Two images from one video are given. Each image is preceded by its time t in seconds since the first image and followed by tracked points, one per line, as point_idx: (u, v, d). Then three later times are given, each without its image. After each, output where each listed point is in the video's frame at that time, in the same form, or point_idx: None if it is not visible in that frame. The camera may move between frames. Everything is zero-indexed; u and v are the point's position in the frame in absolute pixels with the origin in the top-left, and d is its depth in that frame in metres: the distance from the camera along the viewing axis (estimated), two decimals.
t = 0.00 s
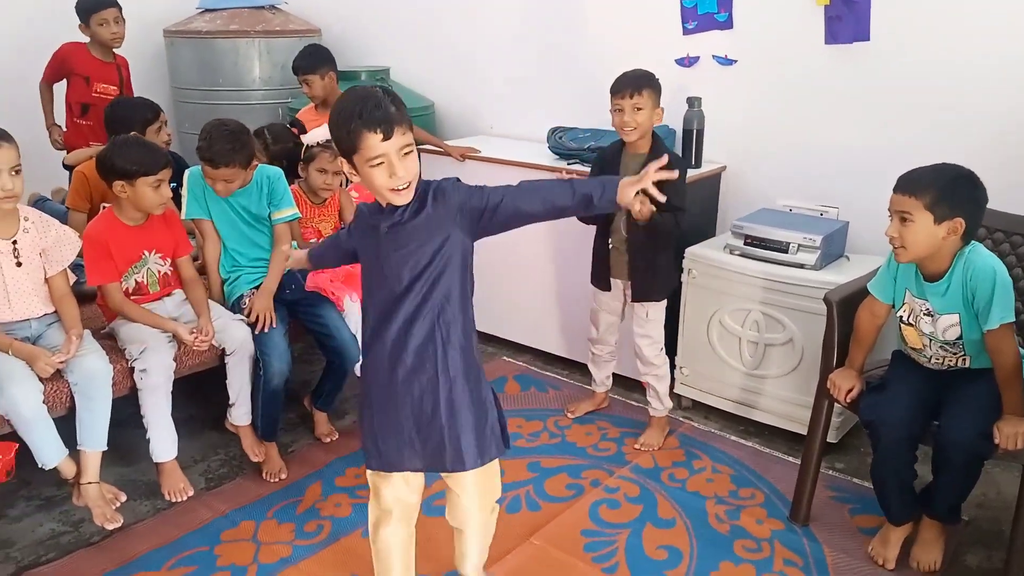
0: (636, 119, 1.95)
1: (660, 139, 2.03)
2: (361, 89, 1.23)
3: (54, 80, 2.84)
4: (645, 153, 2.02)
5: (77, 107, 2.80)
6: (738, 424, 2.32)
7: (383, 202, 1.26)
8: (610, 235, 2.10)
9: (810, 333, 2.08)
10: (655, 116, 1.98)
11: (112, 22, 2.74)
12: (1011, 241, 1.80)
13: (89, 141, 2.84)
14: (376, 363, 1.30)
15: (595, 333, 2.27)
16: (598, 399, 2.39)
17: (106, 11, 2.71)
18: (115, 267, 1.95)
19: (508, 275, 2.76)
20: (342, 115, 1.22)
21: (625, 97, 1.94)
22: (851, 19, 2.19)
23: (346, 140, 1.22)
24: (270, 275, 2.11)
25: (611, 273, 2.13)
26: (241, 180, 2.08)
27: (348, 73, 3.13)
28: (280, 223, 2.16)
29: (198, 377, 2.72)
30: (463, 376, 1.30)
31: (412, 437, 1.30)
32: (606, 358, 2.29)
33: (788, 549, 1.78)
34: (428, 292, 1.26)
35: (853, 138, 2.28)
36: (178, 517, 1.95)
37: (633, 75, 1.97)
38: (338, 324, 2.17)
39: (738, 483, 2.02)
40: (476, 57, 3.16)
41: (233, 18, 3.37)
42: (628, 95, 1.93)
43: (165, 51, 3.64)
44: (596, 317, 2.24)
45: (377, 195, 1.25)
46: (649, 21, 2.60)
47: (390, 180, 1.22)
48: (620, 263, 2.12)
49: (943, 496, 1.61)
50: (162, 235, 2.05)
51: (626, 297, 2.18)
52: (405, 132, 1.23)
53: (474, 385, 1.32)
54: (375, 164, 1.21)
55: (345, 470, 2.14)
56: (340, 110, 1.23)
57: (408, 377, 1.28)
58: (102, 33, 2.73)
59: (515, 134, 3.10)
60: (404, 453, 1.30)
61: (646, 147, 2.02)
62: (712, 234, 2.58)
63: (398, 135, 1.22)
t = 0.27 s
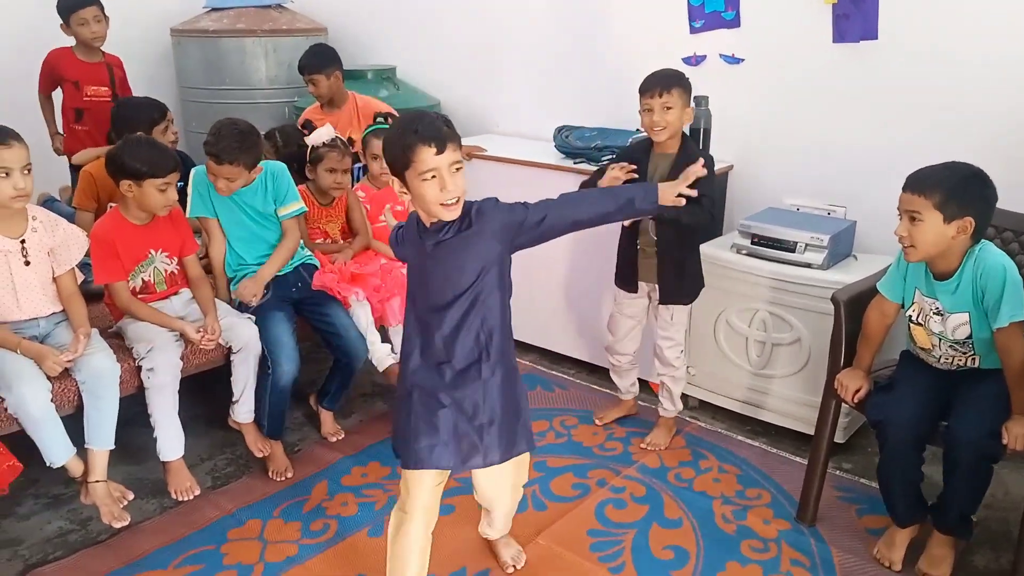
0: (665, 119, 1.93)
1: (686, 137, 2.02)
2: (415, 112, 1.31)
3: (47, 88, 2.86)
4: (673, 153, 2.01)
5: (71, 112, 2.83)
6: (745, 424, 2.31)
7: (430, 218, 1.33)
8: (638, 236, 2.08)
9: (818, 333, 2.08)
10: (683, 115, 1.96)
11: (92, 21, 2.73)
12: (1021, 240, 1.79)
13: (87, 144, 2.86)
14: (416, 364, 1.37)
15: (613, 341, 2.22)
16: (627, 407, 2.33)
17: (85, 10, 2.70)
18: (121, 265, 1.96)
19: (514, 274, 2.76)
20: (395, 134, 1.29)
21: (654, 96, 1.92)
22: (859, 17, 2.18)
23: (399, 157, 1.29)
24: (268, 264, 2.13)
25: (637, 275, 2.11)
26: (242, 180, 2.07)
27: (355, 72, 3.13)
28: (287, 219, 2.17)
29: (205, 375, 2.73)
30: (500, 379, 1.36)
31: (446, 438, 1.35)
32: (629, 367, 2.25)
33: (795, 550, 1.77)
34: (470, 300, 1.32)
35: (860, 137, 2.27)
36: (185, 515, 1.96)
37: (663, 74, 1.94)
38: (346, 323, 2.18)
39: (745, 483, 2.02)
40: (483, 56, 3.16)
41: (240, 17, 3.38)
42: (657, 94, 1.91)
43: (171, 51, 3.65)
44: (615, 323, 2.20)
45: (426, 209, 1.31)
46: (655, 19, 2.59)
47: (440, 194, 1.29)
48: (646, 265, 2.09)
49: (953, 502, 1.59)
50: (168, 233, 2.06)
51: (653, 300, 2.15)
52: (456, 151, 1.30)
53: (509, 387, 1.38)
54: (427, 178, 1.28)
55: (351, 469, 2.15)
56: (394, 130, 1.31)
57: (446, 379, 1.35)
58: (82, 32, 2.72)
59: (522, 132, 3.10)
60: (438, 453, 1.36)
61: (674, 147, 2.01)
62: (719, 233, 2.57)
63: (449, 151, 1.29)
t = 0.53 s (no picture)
0: (672, 123, 1.92)
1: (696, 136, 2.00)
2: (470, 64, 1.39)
3: (29, 90, 2.86)
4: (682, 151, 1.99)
5: (55, 116, 2.84)
6: (747, 423, 2.32)
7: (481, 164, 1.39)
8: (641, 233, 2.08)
9: (820, 332, 2.08)
10: (693, 116, 1.94)
11: (76, 21, 2.73)
12: None
13: (74, 148, 2.88)
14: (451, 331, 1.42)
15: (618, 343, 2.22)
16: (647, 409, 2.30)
17: (69, 10, 2.70)
18: (126, 263, 1.96)
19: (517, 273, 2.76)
20: (453, 81, 1.36)
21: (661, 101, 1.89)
22: (862, 17, 2.19)
23: (457, 103, 1.35)
24: (238, 246, 2.09)
25: (637, 271, 2.10)
26: (245, 179, 2.08)
27: (358, 71, 3.13)
28: (283, 218, 2.15)
29: (208, 374, 2.73)
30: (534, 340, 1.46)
31: (484, 395, 1.43)
32: (639, 368, 2.23)
33: (797, 549, 1.77)
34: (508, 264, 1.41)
35: (864, 137, 2.27)
36: (188, 513, 1.97)
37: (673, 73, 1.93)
38: (348, 321, 2.19)
39: (747, 482, 2.02)
40: (486, 55, 3.16)
41: (243, 16, 3.39)
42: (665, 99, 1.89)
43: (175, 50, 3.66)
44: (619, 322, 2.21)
45: (477, 156, 1.38)
46: (658, 19, 2.60)
47: (495, 142, 1.36)
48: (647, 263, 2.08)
49: (955, 501, 1.59)
50: (170, 230, 2.07)
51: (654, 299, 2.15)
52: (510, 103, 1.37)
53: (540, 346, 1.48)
54: (484, 123, 1.35)
55: (354, 467, 2.15)
56: (451, 77, 1.37)
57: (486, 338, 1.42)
58: (66, 32, 2.73)
59: (525, 132, 3.10)
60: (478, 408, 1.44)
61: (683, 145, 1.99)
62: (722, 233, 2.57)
63: (507, 101, 1.36)
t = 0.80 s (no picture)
0: (659, 117, 1.94)
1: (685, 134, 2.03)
2: (506, 86, 1.40)
3: (25, 87, 2.84)
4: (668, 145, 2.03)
5: (55, 113, 2.83)
6: (748, 421, 2.31)
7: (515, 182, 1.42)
8: (630, 225, 2.13)
9: (821, 331, 2.08)
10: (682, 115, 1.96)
11: (79, 18, 2.74)
12: None
13: (72, 146, 2.88)
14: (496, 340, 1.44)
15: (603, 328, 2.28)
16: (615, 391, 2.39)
17: (73, 7, 2.71)
18: (124, 258, 1.96)
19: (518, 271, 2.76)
20: (494, 102, 1.37)
21: (649, 94, 1.93)
22: (864, 15, 2.18)
23: (499, 124, 1.36)
24: (233, 240, 2.08)
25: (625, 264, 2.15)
26: (251, 182, 2.08)
27: (359, 69, 3.13)
28: (283, 218, 2.14)
29: (209, 372, 2.73)
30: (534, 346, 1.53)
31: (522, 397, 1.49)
32: (620, 352, 2.30)
33: (798, 547, 1.77)
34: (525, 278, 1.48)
35: (866, 135, 2.26)
36: (189, 511, 1.97)
37: (663, 71, 1.94)
38: (348, 320, 2.19)
39: (748, 480, 2.02)
40: (488, 53, 3.16)
41: (245, 14, 3.38)
42: (653, 92, 1.92)
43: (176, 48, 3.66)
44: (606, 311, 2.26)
45: (513, 174, 1.40)
46: (659, 16, 2.59)
47: (533, 162, 1.39)
48: (635, 256, 2.13)
49: (955, 498, 1.59)
50: (167, 224, 2.07)
51: (638, 292, 2.18)
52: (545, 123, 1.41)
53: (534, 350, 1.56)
54: (523, 144, 1.37)
55: (355, 465, 2.15)
56: (490, 97, 1.38)
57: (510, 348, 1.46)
58: (68, 28, 2.73)
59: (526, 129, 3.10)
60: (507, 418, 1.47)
61: (669, 141, 2.02)
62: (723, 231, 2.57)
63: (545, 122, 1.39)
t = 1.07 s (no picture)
0: (641, 110, 1.97)
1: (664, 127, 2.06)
2: (500, 60, 1.37)
3: (36, 79, 2.85)
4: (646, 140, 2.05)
5: (65, 108, 2.83)
6: (750, 419, 2.31)
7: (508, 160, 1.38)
8: (608, 215, 2.14)
9: (822, 329, 2.08)
10: (662, 108, 1.99)
11: (98, 18, 2.74)
12: None
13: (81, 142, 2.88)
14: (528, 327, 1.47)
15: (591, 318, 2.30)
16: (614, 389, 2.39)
17: (93, 7, 2.71)
18: (120, 255, 1.96)
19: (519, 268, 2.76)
20: (489, 75, 1.33)
21: (633, 86, 1.95)
22: (865, 12, 2.17)
23: (494, 98, 1.32)
24: (238, 239, 2.08)
25: (606, 253, 2.17)
26: (254, 182, 2.09)
27: (360, 67, 3.13)
28: (288, 215, 2.15)
29: (210, 369, 2.73)
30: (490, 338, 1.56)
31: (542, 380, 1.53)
32: (610, 345, 2.32)
33: (799, 545, 1.77)
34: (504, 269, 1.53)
35: (867, 132, 2.26)
36: (189, 509, 1.97)
37: (646, 65, 1.96)
38: (349, 317, 2.18)
39: (749, 478, 2.02)
40: (489, 50, 3.15)
41: (245, 12, 3.38)
42: (637, 85, 1.95)
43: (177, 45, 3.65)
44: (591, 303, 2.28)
45: (505, 152, 1.37)
46: (660, 14, 2.59)
47: (525, 141, 1.36)
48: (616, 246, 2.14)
49: (956, 497, 1.59)
50: (165, 221, 2.07)
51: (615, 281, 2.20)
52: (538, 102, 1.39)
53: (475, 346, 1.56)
54: (518, 121, 1.34)
55: (356, 463, 2.15)
56: (486, 71, 1.34)
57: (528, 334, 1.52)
58: (87, 27, 2.73)
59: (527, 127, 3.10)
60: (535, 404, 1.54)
61: (648, 135, 2.05)
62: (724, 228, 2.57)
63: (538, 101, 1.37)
